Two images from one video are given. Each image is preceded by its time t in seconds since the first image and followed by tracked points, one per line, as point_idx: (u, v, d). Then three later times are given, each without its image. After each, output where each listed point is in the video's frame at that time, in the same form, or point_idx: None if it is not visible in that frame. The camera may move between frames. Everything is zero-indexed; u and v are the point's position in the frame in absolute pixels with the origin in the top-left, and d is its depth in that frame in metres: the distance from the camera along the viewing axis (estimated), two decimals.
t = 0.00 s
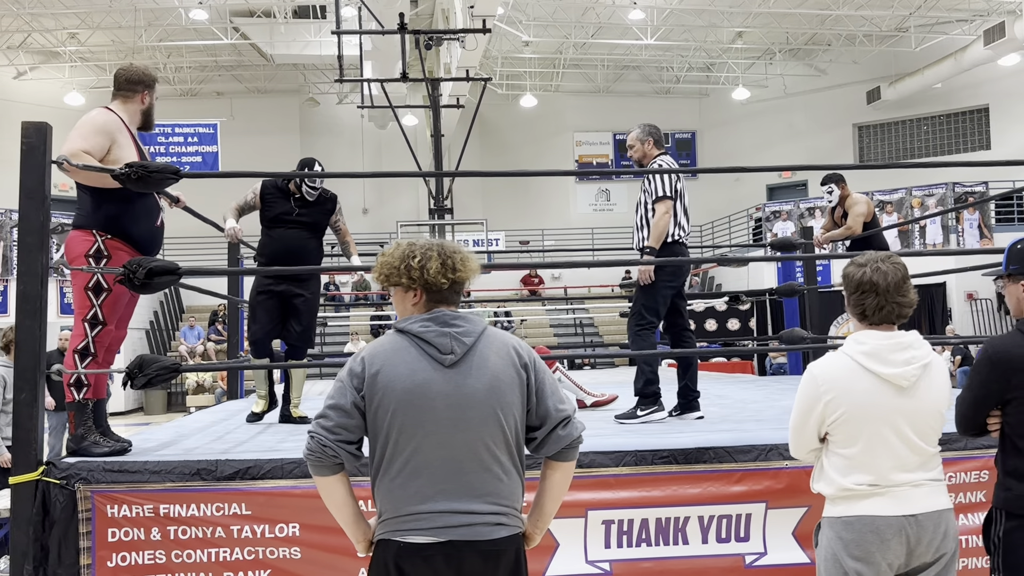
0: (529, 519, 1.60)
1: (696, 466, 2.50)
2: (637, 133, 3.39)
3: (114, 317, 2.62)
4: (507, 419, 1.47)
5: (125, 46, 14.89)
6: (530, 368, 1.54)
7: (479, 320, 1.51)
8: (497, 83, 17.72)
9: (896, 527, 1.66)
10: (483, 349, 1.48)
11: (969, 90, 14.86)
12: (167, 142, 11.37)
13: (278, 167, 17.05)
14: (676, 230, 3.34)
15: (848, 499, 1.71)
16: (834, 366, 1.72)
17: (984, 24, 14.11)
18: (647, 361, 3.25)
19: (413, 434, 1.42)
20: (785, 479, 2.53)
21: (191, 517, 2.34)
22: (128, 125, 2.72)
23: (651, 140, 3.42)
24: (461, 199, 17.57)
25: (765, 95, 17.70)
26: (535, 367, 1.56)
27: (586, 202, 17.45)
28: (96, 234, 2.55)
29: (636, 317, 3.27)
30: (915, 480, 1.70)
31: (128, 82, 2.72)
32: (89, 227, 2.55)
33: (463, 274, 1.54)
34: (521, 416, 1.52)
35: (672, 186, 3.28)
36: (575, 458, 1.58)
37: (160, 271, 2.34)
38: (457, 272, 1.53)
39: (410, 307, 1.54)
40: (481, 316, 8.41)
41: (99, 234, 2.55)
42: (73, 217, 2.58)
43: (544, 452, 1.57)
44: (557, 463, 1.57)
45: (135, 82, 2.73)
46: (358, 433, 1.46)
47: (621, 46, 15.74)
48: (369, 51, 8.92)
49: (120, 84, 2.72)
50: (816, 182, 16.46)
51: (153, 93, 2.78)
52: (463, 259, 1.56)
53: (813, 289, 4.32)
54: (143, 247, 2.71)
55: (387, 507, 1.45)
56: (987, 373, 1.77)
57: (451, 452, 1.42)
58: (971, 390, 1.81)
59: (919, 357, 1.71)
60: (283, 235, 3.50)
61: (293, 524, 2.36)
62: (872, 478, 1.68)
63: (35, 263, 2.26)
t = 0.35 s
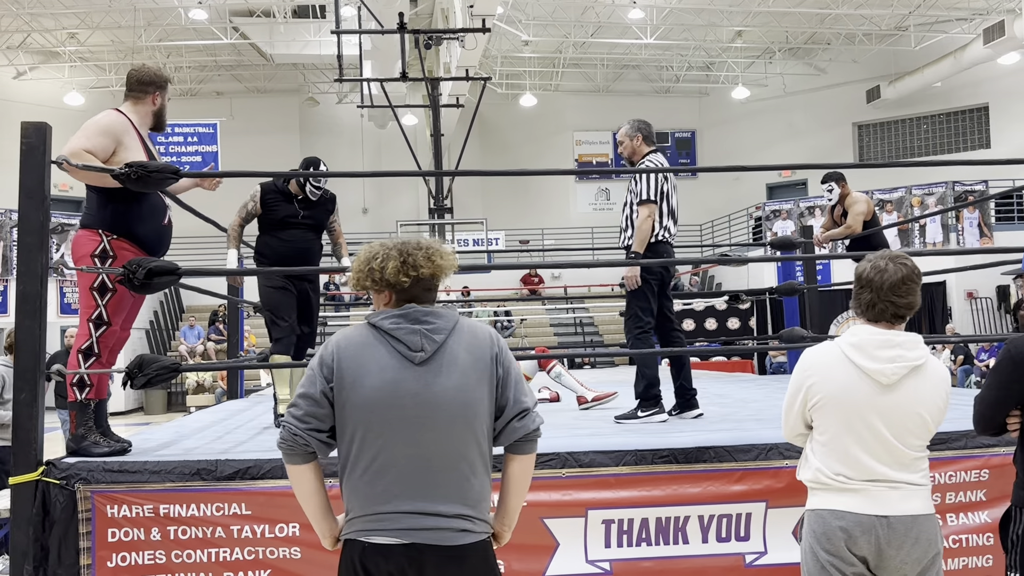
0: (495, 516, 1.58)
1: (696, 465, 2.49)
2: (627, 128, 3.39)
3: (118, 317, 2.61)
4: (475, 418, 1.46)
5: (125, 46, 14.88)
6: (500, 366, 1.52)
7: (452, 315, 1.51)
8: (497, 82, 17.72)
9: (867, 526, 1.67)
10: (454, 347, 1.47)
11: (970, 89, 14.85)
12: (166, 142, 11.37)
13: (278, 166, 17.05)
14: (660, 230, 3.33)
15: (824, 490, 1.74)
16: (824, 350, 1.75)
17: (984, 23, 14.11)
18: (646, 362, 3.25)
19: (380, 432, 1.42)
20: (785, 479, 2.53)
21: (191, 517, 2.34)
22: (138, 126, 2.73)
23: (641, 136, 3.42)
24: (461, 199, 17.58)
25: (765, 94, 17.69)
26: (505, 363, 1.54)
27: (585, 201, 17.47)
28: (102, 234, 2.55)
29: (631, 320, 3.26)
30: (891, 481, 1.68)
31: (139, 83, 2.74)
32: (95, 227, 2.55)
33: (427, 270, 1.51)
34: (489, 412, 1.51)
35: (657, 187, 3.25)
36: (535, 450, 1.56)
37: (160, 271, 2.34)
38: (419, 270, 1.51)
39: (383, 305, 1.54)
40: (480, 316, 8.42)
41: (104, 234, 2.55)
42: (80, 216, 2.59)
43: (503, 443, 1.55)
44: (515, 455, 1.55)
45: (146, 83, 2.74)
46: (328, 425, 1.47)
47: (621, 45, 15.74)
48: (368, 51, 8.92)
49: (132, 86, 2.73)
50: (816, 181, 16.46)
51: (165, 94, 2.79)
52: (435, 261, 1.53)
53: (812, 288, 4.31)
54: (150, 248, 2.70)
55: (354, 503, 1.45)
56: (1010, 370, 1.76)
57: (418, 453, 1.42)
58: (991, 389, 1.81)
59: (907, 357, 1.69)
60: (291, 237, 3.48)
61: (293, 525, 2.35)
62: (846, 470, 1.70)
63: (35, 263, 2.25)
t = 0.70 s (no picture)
0: (480, 524, 1.57)
1: (696, 465, 2.49)
2: (610, 129, 3.40)
3: (119, 317, 2.61)
4: (459, 424, 1.46)
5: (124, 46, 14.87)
6: (487, 375, 1.51)
7: (440, 323, 1.51)
8: (496, 82, 17.72)
9: (920, 526, 1.67)
10: (439, 354, 1.47)
11: (970, 88, 14.84)
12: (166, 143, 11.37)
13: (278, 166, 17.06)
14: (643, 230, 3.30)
15: (873, 494, 1.72)
16: (854, 356, 1.76)
17: (983, 22, 14.12)
18: (647, 363, 3.24)
19: (364, 437, 1.42)
20: (785, 478, 2.53)
21: (191, 517, 2.34)
22: (147, 129, 2.73)
23: (625, 134, 3.41)
24: (461, 199, 17.58)
25: (765, 94, 17.69)
26: (493, 375, 1.53)
27: (585, 201, 17.48)
28: (101, 233, 2.55)
29: (630, 322, 3.27)
30: (939, 477, 1.69)
31: (154, 89, 2.74)
32: (94, 226, 2.55)
33: (397, 280, 1.48)
34: (475, 421, 1.49)
35: (636, 189, 3.23)
36: (529, 469, 1.52)
37: (159, 272, 2.34)
38: (390, 279, 1.49)
39: (371, 309, 1.54)
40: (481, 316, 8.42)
41: (103, 234, 2.55)
42: (80, 216, 2.59)
43: (496, 461, 1.52)
44: (508, 473, 1.52)
45: (160, 88, 2.73)
46: (311, 436, 1.46)
47: (621, 45, 15.74)
48: (368, 50, 8.92)
49: (147, 90, 2.74)
50: (816, 180, 16.45)
51: (179, 100, 2.78)
52: (422, 272, 1.52)
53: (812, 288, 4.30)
54: (151, 247, 2.69)
55: (339, 508, 1.45)
56: (1010, 370, 1.76)
57: (400, 457, 1.42)
58: (991, 387, 1.81)
59: (938, 354, 1.69)
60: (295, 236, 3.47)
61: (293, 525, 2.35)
62: (893, 472, 1.69)
63: (35, 264, 2.25)
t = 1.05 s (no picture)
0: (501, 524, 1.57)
1: (696, 465, 2.49)
2: (603, 128, 3.40)
3: (117, 317, 2.61)
4: (480, 425, 1.46)
5: (125, 47, 14.88)
6: (506, 375, 1.51)
7: (457, 325, 1.51)
8: (496, 82, 17.73)
9: (945, 525, 1.66)
10: (459, 356, 1.47)
11: (970, 88, 14.84)
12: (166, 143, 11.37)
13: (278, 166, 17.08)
14: (633, 231, 3.31)
15: (894, 497, 1.70)
16: (882, 362, 1.72)
17: (983, 22, 14.12)
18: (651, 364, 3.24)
19: (386, 440, 1.41)
20: (785, 478, 2.53)
21: (190, 517, 2.34)
22: (158, 137, 2.72)
23: (619, 134, 3.42)
24: (461, 198, 17.61)
25: (765, 94, 17.70)
26: (511, 375, 1.54)
27: (586, 201, 17.49)
28: (94, 233, 2.54)
29: (635, 324, 3.27)
30: (961, 476, 1.69)
31: (176, 102, 2.76)
32: (88, 226, 2.54)
33: (422, 280, 1.49)
34: (495, 422, 1.50)
35: (628, 190, 3.22)
36: (548, 468, 1.54)
37: (159, 272, 2.34)
38: (413, 278, 1.49)
39: (390, 308, 1.54)
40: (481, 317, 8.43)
41: (97, 234, 2.54)
42: (74, 216, 2.58)
43: (515, 462, 1.53)
44: (529, 473, 1.54)
45: (180, 103, 2.76)
46: (330, 440, 1.46)
47: (620, 45, 15.74)
48: (368, 50, 8.92)
49: (167, 102, 2.75)
50: (816, 180, 16.43)
51: (195, 116, 2.81)
52: (442, 274, 1.52)
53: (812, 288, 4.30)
54: (146, 248, 2.70)
55: (360, 511, 1.45)
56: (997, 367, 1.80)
57: (422, 460, 1.42)
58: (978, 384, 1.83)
59: (965, 355, 1.71)
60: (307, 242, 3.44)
61: (293, 525, 2.35)
62: (922, 473, 1.68)
63: (35, 264, 2.25)
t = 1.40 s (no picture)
0: (545, 519, 1.59)
1: (696, 466, 2.49)
2: (610, 126, 3.40)
3: (114, 318, 2.61)
4: (525, 418, 1.47)
5: (126, 49, 14.91)
6: (546, 371, 1.52)
7: (495, 321, 1.51)
8: (497, 83, 17.75)
9: (929, 525, 1.67)
10: (499, 350, 1.48)
11: (970, 89, 14.83)
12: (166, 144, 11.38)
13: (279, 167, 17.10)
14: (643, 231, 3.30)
15: (876, 501, 1.69)
16: (868, 364, 1.70)
17: (984, 22, 14.11)
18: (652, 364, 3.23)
19: (433, 436, 1.41)
20: (784, 479, 2.53)
21: (190, 518, 2.34)
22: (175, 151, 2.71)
23: (626, 133, 3.41)
24: (461, 199, 17.66)
25: (765, 94, 17.71)
26: (551, 368, 1.55)
27: (586, 202, 17.48)
28: (91, 233, 2.54)
29: (635, 325, 3.27)
30: (943, 478, 1.70)
31: (193, 118, 2.76)
32: (86, 226, 2.54)
33: (459, 281, 1.49)
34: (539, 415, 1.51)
35: (636, 188, 3.21)
36: (593, 459, 1.56)
37: (159, 273, 2.34)
38: (450, 279, 1.49)
39: (427, 308, 1.54)
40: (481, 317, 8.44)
41: (94, 234, 2.54)
42: (71, 215, 2.57)
43: (562, 454, 1.55)
44: (575, 464, 1.56)
45: (198, 120, 2.76)
46: (378, 439, 1.45)
47: (620, 46, 15.73)
48: (367, 51, 8.94)
49: (185, 117, 2.75)
50: (816, 181, 16.42)
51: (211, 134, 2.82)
52: (479, 275, 1.52)
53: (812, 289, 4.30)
54: (144, 249, 2.70)
55: (407, 512, 1.43)
56: (982, 367, 1.78)
57: (471, 455, 1.42)
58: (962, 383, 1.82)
59: (948, 357, 1.71)
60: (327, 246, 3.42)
61: (293, 526, 2.35)
62: (907, 477, 1.68)
63: (34, 266, 2.24)
